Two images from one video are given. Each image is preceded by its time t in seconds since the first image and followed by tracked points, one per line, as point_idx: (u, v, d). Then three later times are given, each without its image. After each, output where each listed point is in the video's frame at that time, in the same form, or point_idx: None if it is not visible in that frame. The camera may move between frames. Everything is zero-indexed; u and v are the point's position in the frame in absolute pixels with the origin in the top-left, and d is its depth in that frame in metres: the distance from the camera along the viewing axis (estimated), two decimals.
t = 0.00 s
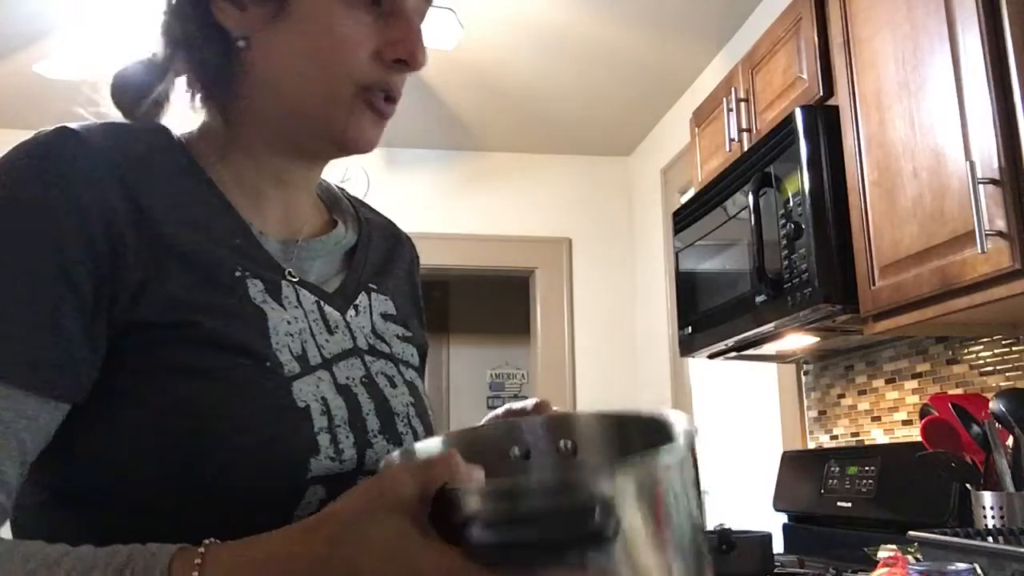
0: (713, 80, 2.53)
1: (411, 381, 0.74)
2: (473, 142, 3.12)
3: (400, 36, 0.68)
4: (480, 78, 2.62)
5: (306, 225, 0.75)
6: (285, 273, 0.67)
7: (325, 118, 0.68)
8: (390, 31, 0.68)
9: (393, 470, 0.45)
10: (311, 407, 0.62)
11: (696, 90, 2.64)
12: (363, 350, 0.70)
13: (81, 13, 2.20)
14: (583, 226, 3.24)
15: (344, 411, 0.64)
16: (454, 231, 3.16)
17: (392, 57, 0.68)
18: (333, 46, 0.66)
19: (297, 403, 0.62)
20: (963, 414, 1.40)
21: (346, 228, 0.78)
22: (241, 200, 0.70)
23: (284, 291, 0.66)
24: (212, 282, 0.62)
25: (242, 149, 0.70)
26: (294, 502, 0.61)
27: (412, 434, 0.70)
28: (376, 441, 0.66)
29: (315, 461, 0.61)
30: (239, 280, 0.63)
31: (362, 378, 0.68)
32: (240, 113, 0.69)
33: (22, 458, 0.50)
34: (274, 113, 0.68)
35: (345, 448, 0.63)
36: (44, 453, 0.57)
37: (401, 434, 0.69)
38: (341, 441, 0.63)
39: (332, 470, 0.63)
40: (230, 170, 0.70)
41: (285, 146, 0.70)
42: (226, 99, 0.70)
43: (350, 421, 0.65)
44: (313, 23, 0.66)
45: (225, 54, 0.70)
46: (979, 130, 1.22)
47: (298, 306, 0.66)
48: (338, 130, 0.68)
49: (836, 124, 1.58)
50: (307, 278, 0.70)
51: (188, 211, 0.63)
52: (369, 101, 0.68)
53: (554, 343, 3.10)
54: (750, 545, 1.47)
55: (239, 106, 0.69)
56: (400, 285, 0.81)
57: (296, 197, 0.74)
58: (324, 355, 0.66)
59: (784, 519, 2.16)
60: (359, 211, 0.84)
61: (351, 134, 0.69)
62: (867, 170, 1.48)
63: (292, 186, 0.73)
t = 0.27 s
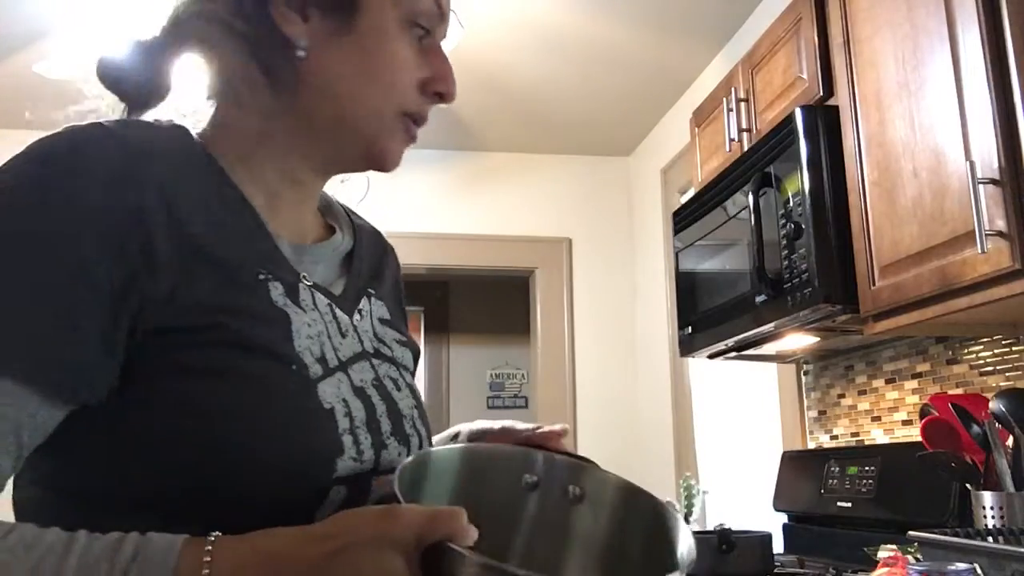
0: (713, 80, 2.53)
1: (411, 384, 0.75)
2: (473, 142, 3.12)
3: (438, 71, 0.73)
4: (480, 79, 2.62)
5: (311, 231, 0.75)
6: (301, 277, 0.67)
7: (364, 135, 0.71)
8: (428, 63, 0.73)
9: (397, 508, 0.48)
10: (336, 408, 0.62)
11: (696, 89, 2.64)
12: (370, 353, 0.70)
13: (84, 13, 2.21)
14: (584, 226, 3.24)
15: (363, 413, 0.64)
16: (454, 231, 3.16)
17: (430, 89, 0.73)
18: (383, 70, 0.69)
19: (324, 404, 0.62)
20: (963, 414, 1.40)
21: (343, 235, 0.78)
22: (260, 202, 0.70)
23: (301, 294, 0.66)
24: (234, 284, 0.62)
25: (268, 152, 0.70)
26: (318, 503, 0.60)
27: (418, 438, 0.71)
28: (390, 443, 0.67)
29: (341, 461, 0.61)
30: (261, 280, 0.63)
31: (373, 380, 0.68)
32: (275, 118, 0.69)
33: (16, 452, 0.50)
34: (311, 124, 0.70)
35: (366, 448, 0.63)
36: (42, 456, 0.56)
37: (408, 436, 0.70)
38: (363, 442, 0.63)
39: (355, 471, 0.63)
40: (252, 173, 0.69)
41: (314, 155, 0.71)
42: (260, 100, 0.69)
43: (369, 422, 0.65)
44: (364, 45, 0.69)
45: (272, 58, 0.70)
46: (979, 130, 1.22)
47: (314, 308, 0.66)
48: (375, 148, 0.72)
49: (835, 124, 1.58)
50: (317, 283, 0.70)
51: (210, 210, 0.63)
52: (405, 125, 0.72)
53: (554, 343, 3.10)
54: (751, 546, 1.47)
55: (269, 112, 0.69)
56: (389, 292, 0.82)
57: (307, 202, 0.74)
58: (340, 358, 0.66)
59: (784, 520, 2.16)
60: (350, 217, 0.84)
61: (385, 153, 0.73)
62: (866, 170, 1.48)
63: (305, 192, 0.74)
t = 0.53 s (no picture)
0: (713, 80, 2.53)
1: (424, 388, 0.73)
2: (473, 142, 3.13)
3: (462, 85, 0.75)
4: (479, 79, 2.62)
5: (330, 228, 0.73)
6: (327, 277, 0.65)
7: (393, 143, 0.71)
8: (452, 74, 0.73)
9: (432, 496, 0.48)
10: (368, 409, 0.60)
11: (696, 89, 2.64)
12: (388, 355, 0.68)
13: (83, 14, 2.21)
14: (583, 226, 3.24)
15: (391, 414, 0.62)
16: (453, 231, 3.16)
17: (453, 101, 0.74)
18: (418, 83, 0.70)
19: (356, 405, 0.59)
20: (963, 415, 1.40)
21: (355, 238, 0.75)
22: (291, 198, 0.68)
23: (329, 294, 0.63)
24: (269, 281, 0.59)
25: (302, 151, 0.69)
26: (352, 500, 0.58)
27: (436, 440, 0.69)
28: (413, 443, 0.64)
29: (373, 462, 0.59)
30: (295, 284, 0.60)
31: (395, 382, 0.66)
32: (313, 118, 0.68)
33: (63, 443, 0.49)
34: (345, 129, 0.69)
35: (395, 449, 0.61)
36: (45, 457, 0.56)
37: (429, 438, 0.67)
38: (392, 443, 0.61)
39: (385, 472, 0.60)
40: (280, 172, 0.68)
41: (343, 158, 0.71)
42: (301, 99, 0.68)
43: (397, 423, 0.62)
44: (401, 57, 0.69)
45: (316, 58, 0.68)
46: (979, 130, 1.22)
47: (340, 311, 0.64)
48: (403, 157, 0.72)
49: (835, 124, 1.58)
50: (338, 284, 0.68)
51: (247, 208, 0.60)
52: (429, 133, 0.73)
53: (554, 343, 3.11)
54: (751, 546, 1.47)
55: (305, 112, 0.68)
56: (398, 296, 0.79)
57: (328, 202, 0.72)
58: (364, 359, 0.63)
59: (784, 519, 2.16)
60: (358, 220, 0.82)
61: (410, 162, 0.73)
62: (866, 170, 1.48)
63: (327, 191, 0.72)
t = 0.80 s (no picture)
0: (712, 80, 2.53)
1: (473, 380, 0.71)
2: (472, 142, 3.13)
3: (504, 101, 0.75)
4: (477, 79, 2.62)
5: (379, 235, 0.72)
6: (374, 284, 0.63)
7: (441, 160, 0.71)
8: (495, 91, 0.73)
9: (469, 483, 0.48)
10: (419, 408, 0.60)
11: (696, 90, 2.64)
12: (438, 354, 0.66)
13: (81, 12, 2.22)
14: (583, 226, 3.24)
15: (441, 414, 0.62)
16: (452, 231, 3.16)
17: (496, 117, 0.74)
18: (467, 102, 0.70)
19: (406, 406, 0.59)
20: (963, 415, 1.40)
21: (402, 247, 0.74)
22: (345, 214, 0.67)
23: (377, 301, 0.62)
24: (321, 289, 0.58)
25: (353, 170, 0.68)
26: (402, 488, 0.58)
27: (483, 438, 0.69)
28: (463, 438, 0.64)
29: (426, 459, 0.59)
30: (345, 291, 0.59)
31: (445, 381, 0.65)
32: (367, 137, 0.68)
33: (125, 437, 0.48)
34: (397, 146, 0.69)
35: (446, 446, 0.62)
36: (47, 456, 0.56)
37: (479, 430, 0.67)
38: (443, 439, 0.61)
39: (438, 468, 0.61)
40: (334, 185, 0.67)
41: (392, 173, 0.71)
42: (356, 118, 0.67)
43: (447, 422, 0.62)
44: (450, 75, 0.69)
45: (371, 78, 0.67)
46: (979, 131, 1.22)
47: (391, 314, 0.63)
48: (447, 170, 0.72)
49: (835, 124, 1.58)
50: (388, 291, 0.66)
51: (302, 215, 0.60)
52: (473, 149, 0.73)
53: (554, 342, 3.10)
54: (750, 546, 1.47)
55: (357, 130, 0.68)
56: (444, 292, 0.78)
57: (376, 209, 0.71)
58: (414, 361, 0.62)
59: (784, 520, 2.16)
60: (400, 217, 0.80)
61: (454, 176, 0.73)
62: (866, 170, 1.48)
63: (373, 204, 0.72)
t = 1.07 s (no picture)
0: (712, 80, 2.53)
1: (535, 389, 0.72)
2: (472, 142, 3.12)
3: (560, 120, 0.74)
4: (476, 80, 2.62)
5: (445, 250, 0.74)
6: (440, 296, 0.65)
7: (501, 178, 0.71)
8: (550, 108, 0.73)
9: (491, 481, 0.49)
10: (479, 412, 0.62)
11: (696, 90, 2.64)
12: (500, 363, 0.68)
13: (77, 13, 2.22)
14: (583, 226, 3.24)
15: (500, 416, 0.63)
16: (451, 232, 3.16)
17: (553, 134, 0.73)
18: (519, 120, 0.70)
19: (467, 408, 0.61)
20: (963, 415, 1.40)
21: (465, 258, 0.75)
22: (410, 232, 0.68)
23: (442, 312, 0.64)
24: (391, 303, 0.60)
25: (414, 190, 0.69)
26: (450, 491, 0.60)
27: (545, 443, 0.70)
28: (521, 441, 0.65)
29: (486, 458, 0.61)
30: (413, 303, 0.61)
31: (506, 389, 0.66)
32: (426, 163, 0.69)
33: (208, 443, 0.52)
34: (455, 167, 0.70)
35: (505, 448, 0.63)
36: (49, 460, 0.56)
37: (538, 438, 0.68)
38: (502, 442, 0.63)
39: (496, 469, 0.62)
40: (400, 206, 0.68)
41: (455, 194, 0.72)
42: (413, 147, 0.69)
43: (507, 425, 0.64)
44: (502, 94, 0.70)
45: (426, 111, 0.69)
46: (979, 131, 1.22)
47: (454, 325, 0.64)
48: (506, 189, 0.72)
49: (836, 124, 1.58)
50: (453, 302, 0.68)
51: (367, 239, 0.61)
52: (532, 168, 0.73)
53: (554, 342, 3.10)
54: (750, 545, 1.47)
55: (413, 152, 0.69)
56: (508, 303, 0.79)
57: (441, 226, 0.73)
58: (476, 368, 0.64)
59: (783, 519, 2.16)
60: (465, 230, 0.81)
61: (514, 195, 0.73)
62: (867, 170, 1.48)
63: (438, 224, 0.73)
